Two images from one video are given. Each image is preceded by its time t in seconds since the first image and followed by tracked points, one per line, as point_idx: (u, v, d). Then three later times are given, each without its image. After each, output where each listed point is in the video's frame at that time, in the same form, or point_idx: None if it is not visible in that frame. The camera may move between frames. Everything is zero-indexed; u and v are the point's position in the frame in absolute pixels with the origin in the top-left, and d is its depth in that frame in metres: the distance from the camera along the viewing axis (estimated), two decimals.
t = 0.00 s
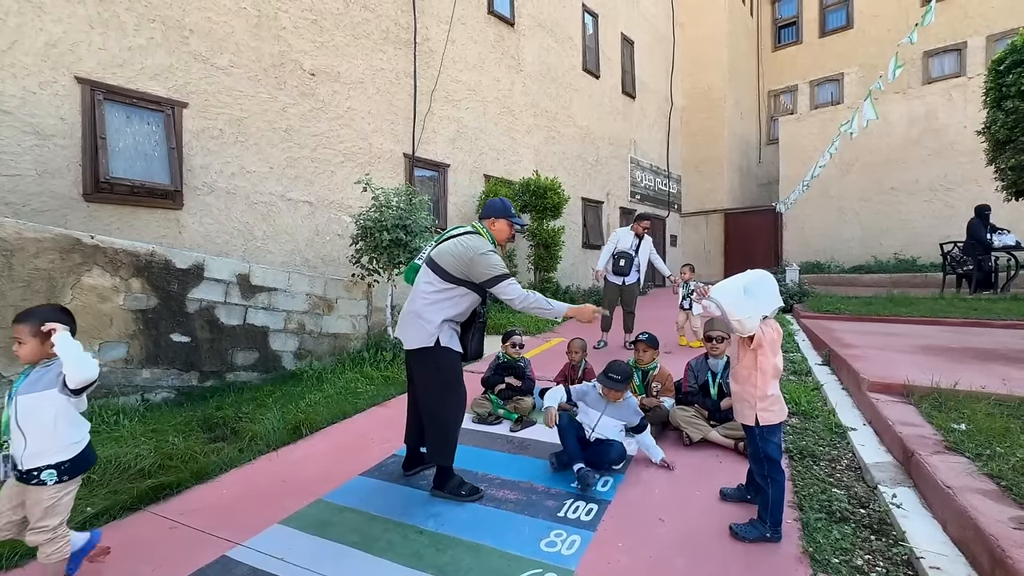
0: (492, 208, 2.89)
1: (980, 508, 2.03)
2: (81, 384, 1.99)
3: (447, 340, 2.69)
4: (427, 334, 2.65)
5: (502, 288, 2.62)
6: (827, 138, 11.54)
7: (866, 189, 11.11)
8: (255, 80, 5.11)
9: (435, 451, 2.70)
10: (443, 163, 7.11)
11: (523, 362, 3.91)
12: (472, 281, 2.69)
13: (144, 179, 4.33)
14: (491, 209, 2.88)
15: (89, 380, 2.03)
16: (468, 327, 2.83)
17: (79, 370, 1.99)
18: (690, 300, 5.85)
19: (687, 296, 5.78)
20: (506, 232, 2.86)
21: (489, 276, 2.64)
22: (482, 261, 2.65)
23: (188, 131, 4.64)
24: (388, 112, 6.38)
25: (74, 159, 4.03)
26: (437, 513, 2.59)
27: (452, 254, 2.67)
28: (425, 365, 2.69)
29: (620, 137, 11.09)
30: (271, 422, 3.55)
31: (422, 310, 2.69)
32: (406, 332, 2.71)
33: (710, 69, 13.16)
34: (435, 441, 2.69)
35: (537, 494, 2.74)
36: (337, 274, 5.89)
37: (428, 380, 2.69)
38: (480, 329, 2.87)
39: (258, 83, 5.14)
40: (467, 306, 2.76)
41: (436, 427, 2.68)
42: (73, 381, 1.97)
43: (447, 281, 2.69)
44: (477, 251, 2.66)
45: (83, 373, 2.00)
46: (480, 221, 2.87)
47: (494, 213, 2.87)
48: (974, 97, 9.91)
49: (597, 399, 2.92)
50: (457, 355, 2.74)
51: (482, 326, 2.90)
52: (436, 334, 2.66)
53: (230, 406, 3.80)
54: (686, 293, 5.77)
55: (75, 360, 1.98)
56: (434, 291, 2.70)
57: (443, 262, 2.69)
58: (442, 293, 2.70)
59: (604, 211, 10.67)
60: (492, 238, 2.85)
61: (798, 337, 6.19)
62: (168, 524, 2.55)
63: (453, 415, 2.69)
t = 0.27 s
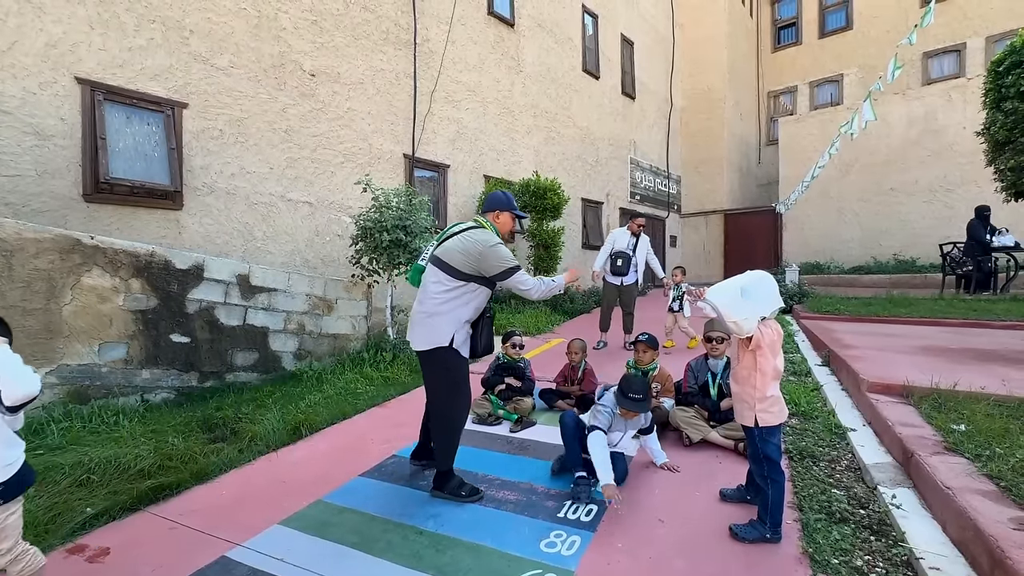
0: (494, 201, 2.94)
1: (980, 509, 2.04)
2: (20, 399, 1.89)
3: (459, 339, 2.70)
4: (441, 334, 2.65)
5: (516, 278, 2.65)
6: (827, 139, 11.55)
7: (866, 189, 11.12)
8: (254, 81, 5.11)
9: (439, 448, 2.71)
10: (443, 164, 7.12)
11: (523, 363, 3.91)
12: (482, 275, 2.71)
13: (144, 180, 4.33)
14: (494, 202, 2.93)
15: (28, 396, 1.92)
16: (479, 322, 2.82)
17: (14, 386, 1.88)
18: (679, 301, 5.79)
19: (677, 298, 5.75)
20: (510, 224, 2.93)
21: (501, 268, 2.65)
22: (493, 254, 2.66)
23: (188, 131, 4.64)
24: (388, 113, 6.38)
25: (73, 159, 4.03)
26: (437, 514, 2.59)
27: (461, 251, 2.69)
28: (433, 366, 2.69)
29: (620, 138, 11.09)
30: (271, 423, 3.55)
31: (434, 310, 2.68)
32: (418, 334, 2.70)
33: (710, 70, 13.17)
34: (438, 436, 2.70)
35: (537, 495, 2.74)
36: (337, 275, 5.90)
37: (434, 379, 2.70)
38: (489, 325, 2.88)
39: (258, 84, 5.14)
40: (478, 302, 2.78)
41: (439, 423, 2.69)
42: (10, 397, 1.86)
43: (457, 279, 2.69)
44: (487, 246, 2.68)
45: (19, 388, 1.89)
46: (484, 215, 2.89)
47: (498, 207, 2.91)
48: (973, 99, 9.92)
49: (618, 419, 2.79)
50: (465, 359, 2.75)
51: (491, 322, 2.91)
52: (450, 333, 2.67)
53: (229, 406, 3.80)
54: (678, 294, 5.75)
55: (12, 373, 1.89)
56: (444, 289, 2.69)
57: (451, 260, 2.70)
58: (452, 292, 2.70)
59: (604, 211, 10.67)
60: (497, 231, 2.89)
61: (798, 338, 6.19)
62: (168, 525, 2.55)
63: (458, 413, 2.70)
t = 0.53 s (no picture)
0: (495, 203, 2.95)
1: (980, 509, 2.04)
2: None
3: (466, 338, 2.70)
4: (449, 332, 2.66)
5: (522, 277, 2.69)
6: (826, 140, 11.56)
7: (866, 190, 11.12)
8: (254, 82, 5.11)
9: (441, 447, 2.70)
10: (443, 164, 7.12)
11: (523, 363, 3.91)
12: (487, 274, 2.73)
13: (144, 180, 4.33)
14: (495, 204, 2.93)
15: None
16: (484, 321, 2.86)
17: None
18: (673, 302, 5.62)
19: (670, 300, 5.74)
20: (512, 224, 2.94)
21: (506, 267, 2.68)
22: (497, 253, 2.68)
23: (188, 132, 4.64)
24: (388, 113, 6.38)
25: (73, 160, 4.03)
26: (437, 515, 2.59)
27: (467, 251, 2.70)
28: (436, 365, 2.69)
29: (620, 139, 11.10)
30: (270, 423, 3.54)
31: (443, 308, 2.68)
32: (424, 332, 2.69)
33: (709, 71, 13.17)
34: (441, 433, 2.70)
35: (536, 496, 2.74)
36: (337, 275, 5.90)
37: (436, 379, 2.69)
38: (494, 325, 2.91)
39: (258, 84, 5.14)
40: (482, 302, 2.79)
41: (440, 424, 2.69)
42: None
43: (463, 278, 2.71)
44: (493, 246, 2.70)
45: None
46: (485, 217, 2.89)
47: (498, 208, 2.92)
48: (973, 99, 9.92)
49: (594, 421, 2.65)
50: (469, 362, 2.73)
51: (497, 322, 2.94)
52: (457, 332, 2.67)
53: (229, 407, 3.79)
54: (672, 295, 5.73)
55: None
56: (451, 286, 2.70)
57: (456, 259, 2.71)
58: (459, 290, 2.71)
59: (604, 212, 10.67)
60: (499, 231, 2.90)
61: (798, 338, 6.19)
62: (167, 525, 2.54)
63: (460, 412, 2.70)
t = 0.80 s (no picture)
0: (497, 208, 2.96)
1: (981, 511, 2.04)
2: None
3: (464, 336, 2.70)
4: (447, 329, 2.66)
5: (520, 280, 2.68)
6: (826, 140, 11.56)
7: (866, 191, 11.13)
8: (254, 82, 5.11)
9: (439, 448, 2.69)
10: (443, 165, 7.12)
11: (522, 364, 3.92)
12: (488, 274, 2.73)
13: (144, 181, 4.33)
14: (497, 209, 2.95)
15: None
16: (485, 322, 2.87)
17: None
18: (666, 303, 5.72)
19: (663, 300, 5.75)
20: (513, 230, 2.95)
21: (506, 268, 2.68)
22: (499, 254, 2.68)
23: (188, 132, 4.64)
24: (388, 114, 6.38)
25: (73, 160, 4.03)
26: (437, 516, 2.59)
27: (470, 252, 2.70)
28: (435, 362, 2.68)
29: (620, 139, 11.10)
30: (270, 424, 3.54)
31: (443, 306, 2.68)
32: (423, 328, 2.69)
33: (709, 71, 13.18)
34: (437, 436, 2.70)
35: (537, 496, 2.74)
36: (337, 276, 5.90)
37: (436, 376, 2.69)
38: (496, 324, 2.92)
39: (258, 85, 5.14)
40: (484, 301, 2.79)
41: (439, 420, 2.69)
42: None
43: (464, 277, 2.71)
44: (495, 246, 2.70)
45: None
46: (486, 220, 2.90)
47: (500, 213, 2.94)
48: (973, 100, 9.92)
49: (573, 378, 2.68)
50: (467, 357, 2.73)
51: (499, 321, 2.95)
52: (456, 329, 2.67)
53: (228, 407, 3.79)
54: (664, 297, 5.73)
55: None
56: (452, 285, 2.70)
57: (459, 259, 2.72)
58: (460, 289, 2.71)
59: (604, 213, 10.67)
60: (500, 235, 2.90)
61: (797, 339, 6.19)
62: (167, 526, 2.54)
63: (458, 413, 2.69)
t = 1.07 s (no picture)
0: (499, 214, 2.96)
1: (981, 512, 2.03)
2: None
3: (462, 337, 2.70)
4: (445, 327, 2.65)
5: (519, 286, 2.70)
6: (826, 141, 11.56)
7: (865, 192, 11.13)
8: (254, 82, 5.11)
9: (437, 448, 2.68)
10: (443, 165, 7.12)
11: (522, 364, 3.95)
12: (486, 277, 2.73)
13: (144, 181, 4.33)
14: (499, 215, 2.95)
15: None
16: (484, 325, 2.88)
17: None
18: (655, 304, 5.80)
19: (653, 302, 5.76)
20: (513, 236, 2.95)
21: (504, 273, 2.69)
22: (498, 259, 2.69)
23: (188, 132, 4.64)
24: (388, 114, 6.38)
25: (73, 160, 4.03)
26: (436, 517, 2.58)
27: (471, 255, 2.70)
28: (434, 360, 2.68)
29: (620, 140, 11.11)
30: (269, 424, 3.53)
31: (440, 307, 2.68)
32: (421, 327, 2.69)
33: (710, 72, 13.18)
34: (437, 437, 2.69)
35: (536, 497, 2.73)
36: (337, 276, 5.89)
37: (434, 375, 2.69)
38: (496, 324, 2.94)
39: (258, 85, 5.14)
40: (482, 302, 2.80)
41: (439, 419, 2.68)
42: None
43: (463, 278, 2.71)
44: (494, 248, 2.71)
45: None
46: (487, 226, 2.91)
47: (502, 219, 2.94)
48: (972, 101, 9.92)
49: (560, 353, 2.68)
50: (463, 355, 2.71)
51: (497, 324, 2.96)
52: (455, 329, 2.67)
53: (228, 408, 3.78)
54: (653, 298, 5.74)
55: None
56: (451, 286, 2.70)
57: (458, 261, 2.71)
58: (459, 290, 2.71)
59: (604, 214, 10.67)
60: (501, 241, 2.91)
61: (797, 340, 6.19)
62: (166, 526, 2.54)
63: (456, 413, 2.68)
